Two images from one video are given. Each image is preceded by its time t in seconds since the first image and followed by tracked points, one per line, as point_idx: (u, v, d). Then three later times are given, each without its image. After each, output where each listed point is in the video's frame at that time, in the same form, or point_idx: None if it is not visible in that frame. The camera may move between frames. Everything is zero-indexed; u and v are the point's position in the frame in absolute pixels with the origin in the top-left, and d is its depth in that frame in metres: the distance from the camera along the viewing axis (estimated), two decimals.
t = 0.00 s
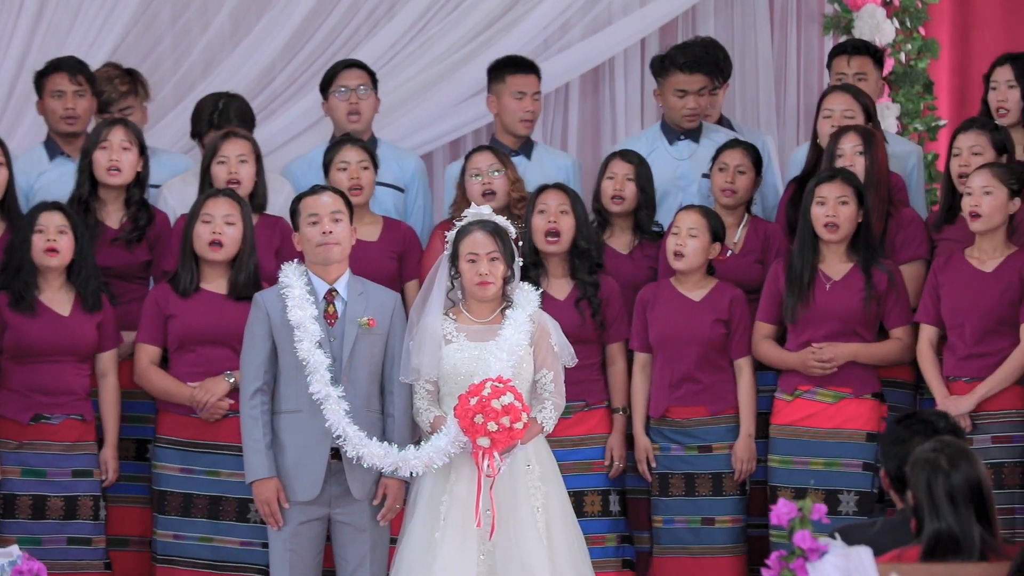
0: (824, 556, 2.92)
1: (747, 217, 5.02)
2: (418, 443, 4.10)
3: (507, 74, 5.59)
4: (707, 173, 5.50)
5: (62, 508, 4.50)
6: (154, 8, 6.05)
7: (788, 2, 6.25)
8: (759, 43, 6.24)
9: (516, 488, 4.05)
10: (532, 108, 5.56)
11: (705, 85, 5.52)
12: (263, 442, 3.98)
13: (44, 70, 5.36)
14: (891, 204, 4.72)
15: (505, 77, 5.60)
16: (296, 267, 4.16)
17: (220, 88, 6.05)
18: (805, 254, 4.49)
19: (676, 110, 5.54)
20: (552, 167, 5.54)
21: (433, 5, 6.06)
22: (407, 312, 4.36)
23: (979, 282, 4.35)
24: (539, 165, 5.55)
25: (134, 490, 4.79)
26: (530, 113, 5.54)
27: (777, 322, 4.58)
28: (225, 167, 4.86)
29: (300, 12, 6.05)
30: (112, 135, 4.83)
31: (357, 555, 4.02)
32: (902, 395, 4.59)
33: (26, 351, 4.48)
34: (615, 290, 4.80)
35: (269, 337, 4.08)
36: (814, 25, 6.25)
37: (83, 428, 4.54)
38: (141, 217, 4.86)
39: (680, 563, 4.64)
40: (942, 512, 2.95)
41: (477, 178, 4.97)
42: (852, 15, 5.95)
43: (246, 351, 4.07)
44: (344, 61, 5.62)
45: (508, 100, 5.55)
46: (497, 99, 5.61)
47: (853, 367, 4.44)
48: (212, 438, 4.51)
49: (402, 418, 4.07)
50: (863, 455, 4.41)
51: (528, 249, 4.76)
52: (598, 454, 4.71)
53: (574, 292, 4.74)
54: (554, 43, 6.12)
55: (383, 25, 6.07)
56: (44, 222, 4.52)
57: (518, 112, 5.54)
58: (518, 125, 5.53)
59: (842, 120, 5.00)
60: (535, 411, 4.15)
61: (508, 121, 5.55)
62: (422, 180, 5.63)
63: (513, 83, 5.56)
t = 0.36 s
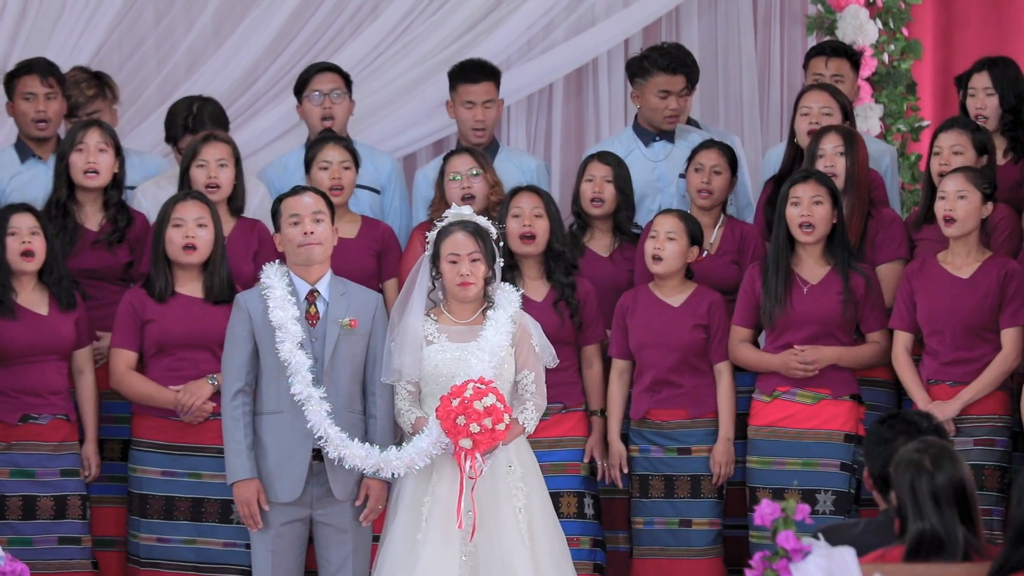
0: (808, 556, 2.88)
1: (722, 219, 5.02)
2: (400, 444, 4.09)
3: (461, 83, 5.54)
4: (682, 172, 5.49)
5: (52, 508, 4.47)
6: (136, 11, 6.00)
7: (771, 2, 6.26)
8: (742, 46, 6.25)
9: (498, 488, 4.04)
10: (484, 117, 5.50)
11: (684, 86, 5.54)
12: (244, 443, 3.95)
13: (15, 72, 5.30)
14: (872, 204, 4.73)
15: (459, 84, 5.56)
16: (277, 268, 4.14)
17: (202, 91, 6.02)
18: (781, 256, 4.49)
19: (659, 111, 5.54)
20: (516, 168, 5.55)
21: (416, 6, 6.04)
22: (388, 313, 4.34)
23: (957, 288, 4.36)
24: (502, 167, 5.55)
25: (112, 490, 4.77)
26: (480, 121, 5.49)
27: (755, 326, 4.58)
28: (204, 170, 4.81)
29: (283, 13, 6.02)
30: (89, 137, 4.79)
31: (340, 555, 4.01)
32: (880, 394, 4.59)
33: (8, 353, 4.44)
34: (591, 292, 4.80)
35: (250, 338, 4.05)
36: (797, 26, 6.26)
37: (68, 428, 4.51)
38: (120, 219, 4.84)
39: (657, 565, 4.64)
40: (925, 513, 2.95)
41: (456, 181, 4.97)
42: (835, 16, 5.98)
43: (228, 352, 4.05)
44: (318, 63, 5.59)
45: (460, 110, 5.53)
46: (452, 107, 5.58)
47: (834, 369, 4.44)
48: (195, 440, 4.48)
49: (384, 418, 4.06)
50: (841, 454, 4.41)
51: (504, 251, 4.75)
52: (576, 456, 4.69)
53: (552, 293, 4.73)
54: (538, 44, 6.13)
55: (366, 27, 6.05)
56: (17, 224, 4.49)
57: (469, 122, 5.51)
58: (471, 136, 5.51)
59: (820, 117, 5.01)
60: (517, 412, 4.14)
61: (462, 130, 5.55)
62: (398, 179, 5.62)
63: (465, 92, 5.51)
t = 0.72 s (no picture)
0: (783, 556, 2.86)
1: (700, 219, 5.02)
2: (375, 445, 4.06)
3: (432, 76, 5.55)
4: (660, 171, 5.48)
5: (28, 507, 4.43)
6: (112, 10, 5.98)
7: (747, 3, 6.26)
8: (719, 50, 6.24)
9: (472, 489, 4.02)
10: (455, 107, 5.49)
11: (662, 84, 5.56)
12: (220, 444, 3.93)
13: None
14: (847, 203, 4.74)
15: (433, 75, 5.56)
16: (252, 268, 4.12)
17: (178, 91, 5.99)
18: (761, 254, 4.48)
19: (641, 109, 5.54)
20: (493, 167, 5.53)
21: (391, 7, 6.02)
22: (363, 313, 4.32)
23: (933, 287, 4.36)
24: (480, 166, 5.53)
25: (91, 490, 4.73)
26: (452, 112, 5.48)
27: (734, 324, 4.57)
28: (181, 169, 4.76)
29: (259, 13, 5.99)
30: (65, 136, 4.75)
31: (316, 556, 3.98)
32: (862, 393, 4.60)
33: None
34: (570, 291, 4.78)
35: (225, 338, 4.03)
36: (773, 28, 6.25)
37: (46, 424, 4.48)
38: (100, 217, 4.80)
39: (643, 564, 4.62)
40: (900, 513, 2.95)
41: (434, 181, 4.94)
42: (811, 17, 6.01)
43: (203, 352, 4.02)
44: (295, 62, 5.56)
45: (432, 101, 5.52)
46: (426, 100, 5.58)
47: (815, 367, 4.44)
48: (173, 440, 4.45)
49: (358, 419, 4.04)
50: (829, 453, 4.41)
51: (481, 250, 4.74)
52: (557, 455, 4.68)
53: (529, 293, 4.72)
54: (514, 44, 6.11)
55: (342, 28, 6.02)
56: None
57: (441, 113, 5.49)
58: (444, 127, 5.49)
59: (798, 118, 5.01)
60: (491, 414, 4.13)
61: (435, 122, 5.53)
62: (377, 176, 5.60)
63: (437, 83, 5.52)
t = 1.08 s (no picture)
0: (759, 557, 2.85)
1: (682, 219, 5.02)
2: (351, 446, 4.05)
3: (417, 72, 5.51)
4: (640, 172, 5.49)
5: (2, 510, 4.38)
6: (87, 9, 5.94)
7: (723, 4, 6.28)
8: (695, 49, 6.25)
9: (449, 490, 4.01)
10: (440, 105, 5.47)
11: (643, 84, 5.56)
12: (195, 444, 3.91)
13: None
14: (822, 203, 4.73)
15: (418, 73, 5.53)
16: (227, 268, 4.10)
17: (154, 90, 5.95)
18: (734, 254, 4.48)
19: (620, 108, 5.53)
20: (474, 167, 5.53)
21: (367, 7, 6.00)
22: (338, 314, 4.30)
23: (908, 286, 4.37)
24: (460, 165, 5.54)
25: (68, 492, 4.69)
26: (436, 108, 5.46)
27: (705, 325, 4.58)
28: (160, 168, 4.73)
29: (235, 14, 5.96)
30: (40, 135, 4.72)
31: (292, 557, 3.96)
32: (837, 393, 4.61)
33: None
34: (546, 292, 4.78)
35: (200, 339, 4.00)
36: (747, 29, 6.28)
37: (18, 430, 4.44)
38: (75, 217, 4.77)
39: (617, 565, 4.61)
40: (876, 513, 2.95)
41: (412, 182, 4.93)
42: (786, 18, 5.99)
43: (177, 353, 4.00)
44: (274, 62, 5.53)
45: (418, 99, 5.48)
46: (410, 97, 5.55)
47: (789, 366, 4.45)
48: (149, 441, 4.43)
49: (334, 419, 4.02)
50: (804, 453, 4.42)
51: (457, 250, 4.72)
52: (531, 455, 4.68)
53: (505, 294, 4.71)
54: (490, 44, 6.10)
55: (318, 28, 5.99)
56: None
57: (425, 110, 5.47)
58: (426, 124, 5.47)
59: (774, 119, 5.02)
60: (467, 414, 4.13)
61: (418, 118, 5.50)
62: (355, 177, 5.59)
63: (422, 79, 5.48)
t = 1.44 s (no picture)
0: (756, 557, 2.84)
1: (681, 219, 5.02)
2: (347, 445, 4.05)
3: (418, 73, 5.51)
4: (638, 174, 5.49)
5: (4, 510, 4.37)
6: (82, 9, 5.91)
7: (717, 5, 6.28)
8: (689, 49, 6.26)
9: (445, 490, 4.00)
10: (439, 106, 5.46)
11: (632, 86, 5.52)
12: (189, 444, 3.90)
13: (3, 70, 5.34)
14: (827, 207, 4.74)
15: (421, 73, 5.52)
16: (221, 268, 4.09)
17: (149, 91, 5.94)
18: (731, 255, 4.49)
19: (607, 110, 5.52)
20: (473, 167, 5.52)
21: (362, 8, 5.99)
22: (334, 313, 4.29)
23: (905, 288, 4.37)
24: (459, 167, 5.52)
25: (60, 492, 4.69)
26: (435, 109, 5.46)
27: (702, 327, 4.58)
28: (157, 170, 4.74)
29: (229, 15, 5.95)
30: (39, 137, 4.71)
31: (286, 556, 3.95)
32: (832, 395, 4.61)
33: None
34: (542, 295, 4.79)
35: (194, 339, 4.00)
36: (742, 29, 6.29)
37: (21, 431, 4.43)
38: (73, 219, 4.76)
39: (612, 565, 4.62)
40: (872, 513, 2.95)
41: (413, 184, 4.92)
42: (781, 18, 5.99)
43: (171, 353, 3.99)
44: (270, 65, 5.53)
45: (416, 99, 5.48)
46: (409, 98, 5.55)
47: (790, 367, 4.46)
48: (144, 442, 4.41)
49: (329, 419, 4.03)
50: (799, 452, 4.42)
51: (454, 252, 4.72)
52: (525, 458, 4.66)
53: (503, 297, 4.71)
54: (485, 44, 6.10)
55: (313, 28, 5.98)
56: None
57: (424, 110, 5.46)
58: (426, 125, 5.47)
59: (776, 120, 5.02)
60: (463, 414, 4.12)
61: (417, 119, 5.51)
62: (352, 182, 5.58)
63: (422, 80, 5.49)
